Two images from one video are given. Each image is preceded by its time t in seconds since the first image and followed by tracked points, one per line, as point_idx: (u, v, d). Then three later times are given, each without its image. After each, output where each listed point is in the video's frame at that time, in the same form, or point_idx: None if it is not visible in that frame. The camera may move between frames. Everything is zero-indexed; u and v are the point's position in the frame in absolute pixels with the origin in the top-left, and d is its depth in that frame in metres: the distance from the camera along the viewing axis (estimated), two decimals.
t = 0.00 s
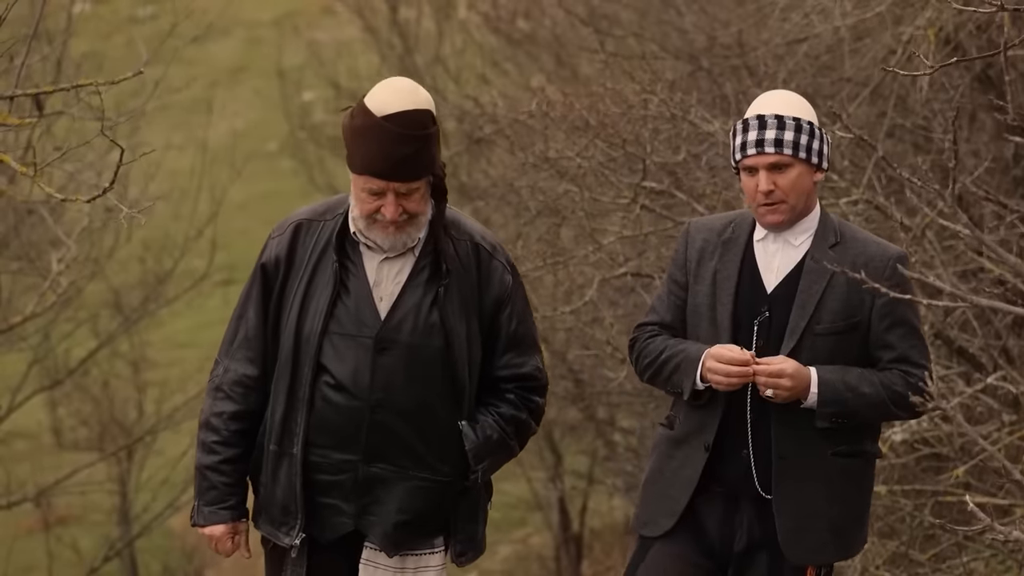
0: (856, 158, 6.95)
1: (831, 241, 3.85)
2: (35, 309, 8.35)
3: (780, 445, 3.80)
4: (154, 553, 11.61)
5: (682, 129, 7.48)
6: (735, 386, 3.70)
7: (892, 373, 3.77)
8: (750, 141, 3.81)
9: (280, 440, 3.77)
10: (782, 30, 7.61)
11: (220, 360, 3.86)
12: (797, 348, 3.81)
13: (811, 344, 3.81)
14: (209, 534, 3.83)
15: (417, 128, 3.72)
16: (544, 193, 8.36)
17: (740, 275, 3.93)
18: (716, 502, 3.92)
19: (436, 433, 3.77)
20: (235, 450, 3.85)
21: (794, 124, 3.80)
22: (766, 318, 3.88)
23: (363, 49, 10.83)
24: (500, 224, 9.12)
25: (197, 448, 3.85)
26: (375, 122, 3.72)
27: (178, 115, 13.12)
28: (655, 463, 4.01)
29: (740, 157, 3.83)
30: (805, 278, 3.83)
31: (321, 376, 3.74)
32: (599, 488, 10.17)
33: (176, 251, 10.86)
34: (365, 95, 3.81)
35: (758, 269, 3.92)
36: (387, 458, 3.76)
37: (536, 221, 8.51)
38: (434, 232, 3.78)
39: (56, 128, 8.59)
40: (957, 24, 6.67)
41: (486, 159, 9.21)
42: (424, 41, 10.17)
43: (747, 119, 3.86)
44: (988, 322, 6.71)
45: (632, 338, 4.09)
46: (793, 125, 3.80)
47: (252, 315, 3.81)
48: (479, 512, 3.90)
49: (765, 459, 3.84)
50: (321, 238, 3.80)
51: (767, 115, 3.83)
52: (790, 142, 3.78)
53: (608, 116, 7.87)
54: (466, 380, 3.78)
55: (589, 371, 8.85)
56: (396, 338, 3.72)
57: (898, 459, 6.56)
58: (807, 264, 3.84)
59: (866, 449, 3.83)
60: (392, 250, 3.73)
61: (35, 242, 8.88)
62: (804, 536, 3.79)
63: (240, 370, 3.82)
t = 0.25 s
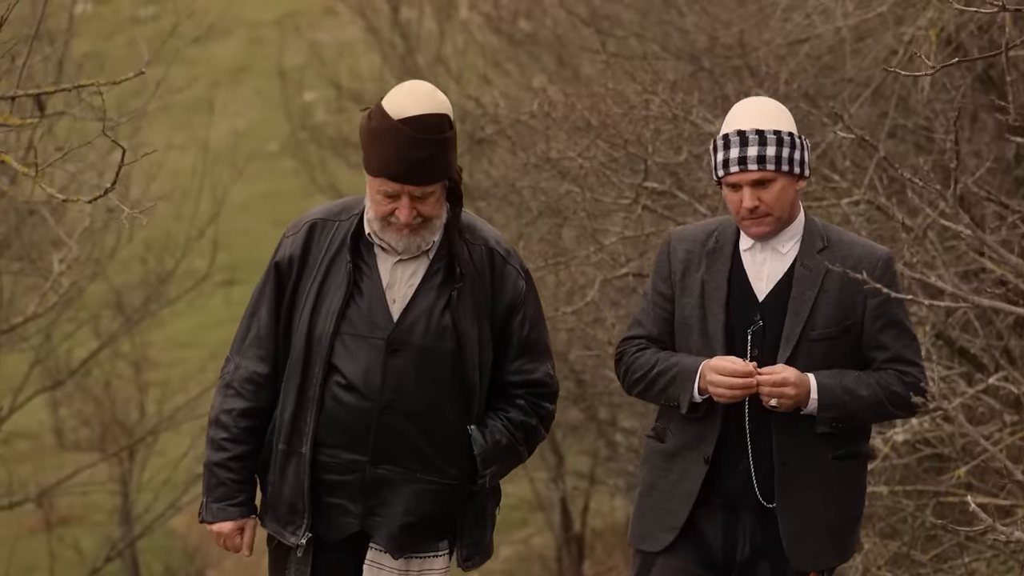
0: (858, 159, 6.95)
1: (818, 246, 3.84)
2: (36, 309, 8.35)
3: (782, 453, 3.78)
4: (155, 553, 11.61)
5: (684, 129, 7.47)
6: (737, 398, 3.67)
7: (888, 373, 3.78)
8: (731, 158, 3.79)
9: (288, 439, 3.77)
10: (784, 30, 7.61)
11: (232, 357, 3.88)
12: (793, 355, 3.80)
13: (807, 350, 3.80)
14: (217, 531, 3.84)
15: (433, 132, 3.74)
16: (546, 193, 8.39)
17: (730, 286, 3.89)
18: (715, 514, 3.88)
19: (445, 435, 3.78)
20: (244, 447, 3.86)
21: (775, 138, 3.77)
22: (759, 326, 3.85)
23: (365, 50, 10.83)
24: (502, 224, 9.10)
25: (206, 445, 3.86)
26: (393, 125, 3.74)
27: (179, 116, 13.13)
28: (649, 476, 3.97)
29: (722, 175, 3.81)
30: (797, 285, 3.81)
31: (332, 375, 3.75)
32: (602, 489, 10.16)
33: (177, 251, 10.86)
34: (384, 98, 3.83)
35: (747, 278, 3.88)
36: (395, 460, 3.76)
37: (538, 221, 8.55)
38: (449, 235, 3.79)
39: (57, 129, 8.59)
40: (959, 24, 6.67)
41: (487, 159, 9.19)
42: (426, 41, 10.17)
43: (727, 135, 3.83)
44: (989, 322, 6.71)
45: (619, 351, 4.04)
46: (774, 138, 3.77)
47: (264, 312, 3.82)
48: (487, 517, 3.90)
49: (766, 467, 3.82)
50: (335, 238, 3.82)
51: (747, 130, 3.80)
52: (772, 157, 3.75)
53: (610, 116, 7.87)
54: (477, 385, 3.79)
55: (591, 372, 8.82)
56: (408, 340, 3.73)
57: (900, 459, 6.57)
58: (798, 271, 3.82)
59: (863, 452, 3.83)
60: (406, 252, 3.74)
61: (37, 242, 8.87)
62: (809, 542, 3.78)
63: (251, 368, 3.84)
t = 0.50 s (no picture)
0: (859, 159, 6.95)
1: (781, 258, 4.15)
2: (37, 309, 8.35)
3: (770, 469, 4.06)
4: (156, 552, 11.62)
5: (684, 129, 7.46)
6: (720, 421, 3.93)
7: (862, 375, 4.10)
8: (688, 195, 4.01)
9: (295, 439, 4.06)
10: (784, 31, 7.62)
11: (244, 355, 4.15)
12: (769, 369, 4.09)
13: (780, 363, 4.10)
14: (225, 527, 4.12)
15: (448, 140, 3.97)
16: (546, 193, 8.39)
17: (697, 310, 4.16)
18: (703, 527, 4.18)
19: (446, 443, 4.05)
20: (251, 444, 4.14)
21: (731, 171, 4.01)
22: (731, 344, 4.13)
23: (366, 50, 10.83)
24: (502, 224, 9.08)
25: (215, 442, 4.14)
26: (409, 132, 3.98)
27: (180, 115, 13.13)
28: (631, 496, 4.25)
29: (681, 210, 4.04)
30: (765, 300, 4.10)
31: (339, 379, 4.03)
32: (603, 489, 10.14)
33: (178, 251, 10.86)
34: (401, 103, 4.08)
35: (713, 299, 4.16)
36: (397, 466, 4.04)
37: (538, 222, 8.53)
38: (461, 242, 4.04)
39: (59, 128, 8.58)
40: (960, 24, 6.67)
41: (488, 159, 9.18)
42: (426, 41, 10.16)
43: (682, 171, 4.05)
44: (990, 322, 6.69)
45: (588, 378, 4.28)
46: (730, 172, 4.00)
47: (276, 312, 4.11)
48: (489, 525, 4.18)
49: (754, 485, 4.11)
50: (349, 240, 4.09)
51: (700, 165, 4.04)
52: (729, 192, 3.99)
53: (611, 116, 7.83)
54: (483, 392, 4.06)
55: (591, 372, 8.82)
56: (415, 347, 4.00)
57: (902, 459, 6.56)
58: (764, 286, 4.12)
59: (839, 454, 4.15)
60: (418, 257, 4.00)
61: (38, 242, 8.87)
62: (801, 548, 4.09)
63: (262, 366, 4.11)
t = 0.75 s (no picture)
0: (860, 159, 6.95)
1: (735, 258, 3.97)
2: (38, 309, 8.35)
3: (741, 468, 3.92)
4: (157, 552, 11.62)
5: (686, 129, 7.49)
6: (692, 431, 3.75)
7: (825, 367, 3.92)
8: (641, 211, 3.81)
9: (293, 441, 4.28)
10: (786, 31, 7.60)
11: (246, 355, 4.37)
12: (732, 373, 3.92)
13: (744, 365, 3.93)
14: (227, 525, 4.37)
15: (448, 144, 4.17)
16: (548, 193, 8.35)
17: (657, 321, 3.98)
18: (679, 533, 4.03)
19: (443, 446, 4.25)
20: (253, 444, 4.37)
21: (682, 183, 3.81)
22: (695, 351, 3.97)
23: (367, 50, 10.83)
24: (504, 225, 9.08)
25: (218, 442, 4.38)
26: (409, 134, 4.19)
27: (181, 116, 13.13)
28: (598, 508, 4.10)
29: (634, 226, 3.84)
30: (724, 304, 3.93)
31: (339, 381, 4.24)
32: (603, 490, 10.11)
33: (179, 251, 10.86)
34: (402, 107, 4.30)
35: (673, 308, 3.99)
36: (395, 468, 4.24)
37: (539, 222, 8.54)
38: (462, 245, 4.23)
39: (60, 129, 8.58)
40: (961, 24, 6.67)
41: (489, 160, 9.19)
42: (427, 41, 10.15)
43: (631, 187, 3.84)
44: (991, 322, 6.69)
45: (551, 396, 4.07)
46: (682, 184, 3.80)
47: (277, 312, 4.31)
48: (491, 527, 4.38)
49: (726, 485, 3.97)
50: (350, 242, 4.29)
51: (648, 179, 3.83)
52: (683, 205, 3.80)
53: (613, 116, 7.86)
54: (483, 395, 4.25)
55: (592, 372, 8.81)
56: (415, 350, 4.19)
57: (903, 459, 6.55)
58: (721, 288, 3.95)
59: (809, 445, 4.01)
60: (418, 260, 4.18)
61: (40, 243, 8.86)
62: (779, 546, 3.96)
63: (263, 367, 4.33)
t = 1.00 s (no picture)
0: (862, 160, 6.95)
1: (698, 236, 3.91)
2: (39, 309, 8.35)
3: (723, 445, 3.82)
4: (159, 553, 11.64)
5: (687, 129, 7.48)
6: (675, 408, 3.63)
7: (801, 334, 3.84)
8: (607, 189, 3.73)
9: (291, 451, 4.19)
10: (787, 31, 7.58)
11: (237, 365, 4.28)
12: (708, 349, 3.83)
13: (718, 341, 3.85)
14: (224, 536, 4.29)
15: (435, 148, 4.11)
16: (549, 193, 8.32)
17: (625, 305, 3.88)
18: (660, 519, 3.92)
19: (443, 451, 4.19)
20: (246, 455, 4.29)
21: (648, 159, 3.73)
22: (667, 332, 3.87)
23: (368, 51, 10.83)
24: (505, 225, 9.08)
25: (212, 453, 4.29)
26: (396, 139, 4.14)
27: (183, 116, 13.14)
28: (577, 497, 3.98)
29: (600, 205, 3.76)
30: (692, 282, 3.85)
31: (335, 390, 4.16)
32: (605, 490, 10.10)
33: (181, 252, 10.86)
34: (389, 112, 4.25)
35: (641, 291, 3.89)
36: (395, 475, 4.18)
37: (540, 223, 8.55)
38: (451, 247, 4.17)
39: (61, 129, 8.59)
40: (962, 25, 6.67)
41: (491, 160, 9.18)
42: (429, 41, 10.14)
43: (594, 165, 3.76)
44: (992, 322, 6.70)
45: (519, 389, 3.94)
46: (648, 160, 3.73)
47: (267, 321, 4.22)
48: (490, 528, 4.34)
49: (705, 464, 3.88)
50: (338, 248, 4.21)
51: (611, 156, 3.75)
52: (650, 181, 3.72)
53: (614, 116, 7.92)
54: (479, 397, 4.19)
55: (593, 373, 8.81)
56: (409, 355, 4.12)
57: (904, 459, 6.54)
58: (688, 267, 3.87)
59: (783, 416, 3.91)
60: (407, 267, 4.12)
61: (41, 243, 8.86)
62: (763, 524, 3.86)
63: (255, 376, 4.24)
